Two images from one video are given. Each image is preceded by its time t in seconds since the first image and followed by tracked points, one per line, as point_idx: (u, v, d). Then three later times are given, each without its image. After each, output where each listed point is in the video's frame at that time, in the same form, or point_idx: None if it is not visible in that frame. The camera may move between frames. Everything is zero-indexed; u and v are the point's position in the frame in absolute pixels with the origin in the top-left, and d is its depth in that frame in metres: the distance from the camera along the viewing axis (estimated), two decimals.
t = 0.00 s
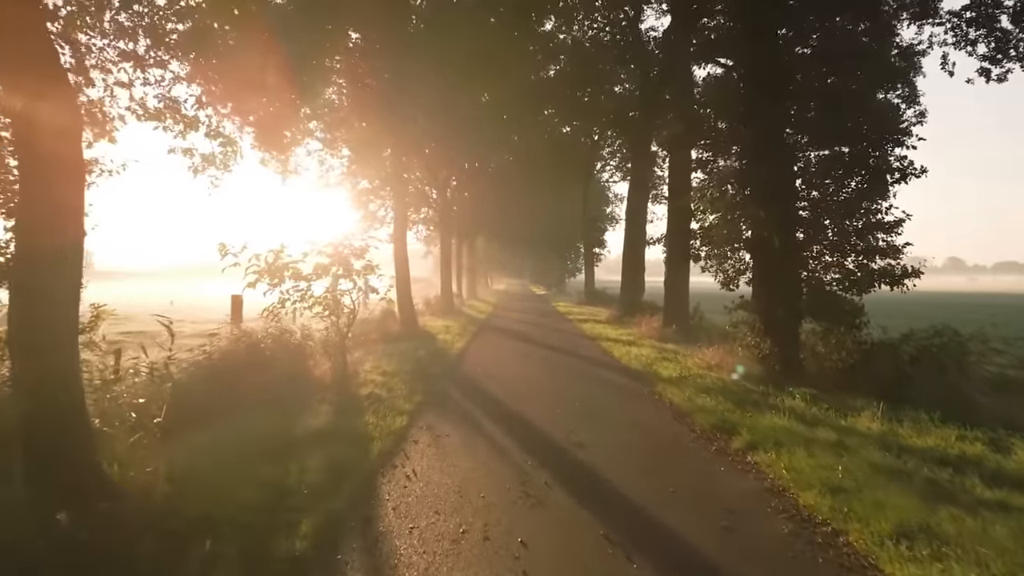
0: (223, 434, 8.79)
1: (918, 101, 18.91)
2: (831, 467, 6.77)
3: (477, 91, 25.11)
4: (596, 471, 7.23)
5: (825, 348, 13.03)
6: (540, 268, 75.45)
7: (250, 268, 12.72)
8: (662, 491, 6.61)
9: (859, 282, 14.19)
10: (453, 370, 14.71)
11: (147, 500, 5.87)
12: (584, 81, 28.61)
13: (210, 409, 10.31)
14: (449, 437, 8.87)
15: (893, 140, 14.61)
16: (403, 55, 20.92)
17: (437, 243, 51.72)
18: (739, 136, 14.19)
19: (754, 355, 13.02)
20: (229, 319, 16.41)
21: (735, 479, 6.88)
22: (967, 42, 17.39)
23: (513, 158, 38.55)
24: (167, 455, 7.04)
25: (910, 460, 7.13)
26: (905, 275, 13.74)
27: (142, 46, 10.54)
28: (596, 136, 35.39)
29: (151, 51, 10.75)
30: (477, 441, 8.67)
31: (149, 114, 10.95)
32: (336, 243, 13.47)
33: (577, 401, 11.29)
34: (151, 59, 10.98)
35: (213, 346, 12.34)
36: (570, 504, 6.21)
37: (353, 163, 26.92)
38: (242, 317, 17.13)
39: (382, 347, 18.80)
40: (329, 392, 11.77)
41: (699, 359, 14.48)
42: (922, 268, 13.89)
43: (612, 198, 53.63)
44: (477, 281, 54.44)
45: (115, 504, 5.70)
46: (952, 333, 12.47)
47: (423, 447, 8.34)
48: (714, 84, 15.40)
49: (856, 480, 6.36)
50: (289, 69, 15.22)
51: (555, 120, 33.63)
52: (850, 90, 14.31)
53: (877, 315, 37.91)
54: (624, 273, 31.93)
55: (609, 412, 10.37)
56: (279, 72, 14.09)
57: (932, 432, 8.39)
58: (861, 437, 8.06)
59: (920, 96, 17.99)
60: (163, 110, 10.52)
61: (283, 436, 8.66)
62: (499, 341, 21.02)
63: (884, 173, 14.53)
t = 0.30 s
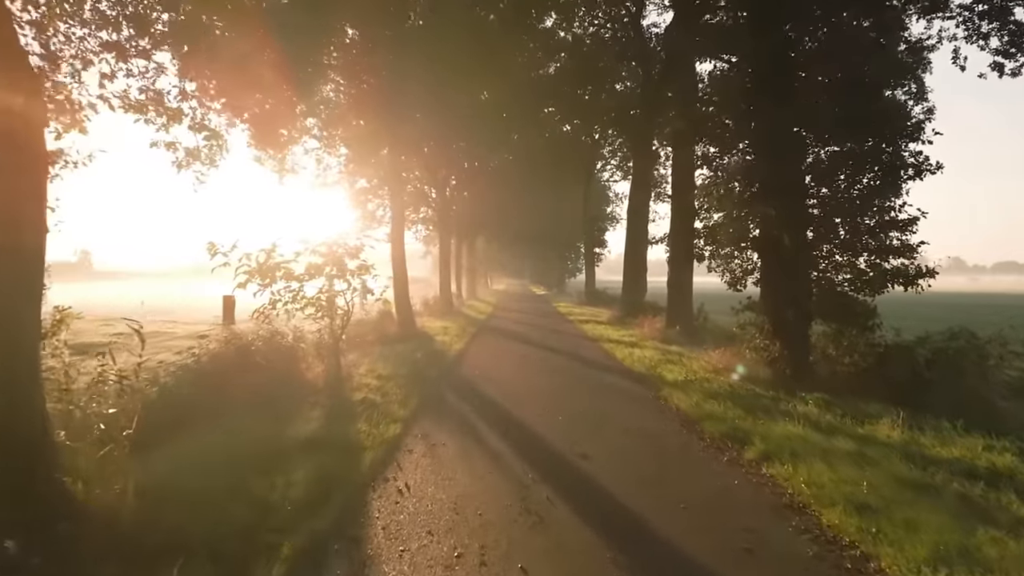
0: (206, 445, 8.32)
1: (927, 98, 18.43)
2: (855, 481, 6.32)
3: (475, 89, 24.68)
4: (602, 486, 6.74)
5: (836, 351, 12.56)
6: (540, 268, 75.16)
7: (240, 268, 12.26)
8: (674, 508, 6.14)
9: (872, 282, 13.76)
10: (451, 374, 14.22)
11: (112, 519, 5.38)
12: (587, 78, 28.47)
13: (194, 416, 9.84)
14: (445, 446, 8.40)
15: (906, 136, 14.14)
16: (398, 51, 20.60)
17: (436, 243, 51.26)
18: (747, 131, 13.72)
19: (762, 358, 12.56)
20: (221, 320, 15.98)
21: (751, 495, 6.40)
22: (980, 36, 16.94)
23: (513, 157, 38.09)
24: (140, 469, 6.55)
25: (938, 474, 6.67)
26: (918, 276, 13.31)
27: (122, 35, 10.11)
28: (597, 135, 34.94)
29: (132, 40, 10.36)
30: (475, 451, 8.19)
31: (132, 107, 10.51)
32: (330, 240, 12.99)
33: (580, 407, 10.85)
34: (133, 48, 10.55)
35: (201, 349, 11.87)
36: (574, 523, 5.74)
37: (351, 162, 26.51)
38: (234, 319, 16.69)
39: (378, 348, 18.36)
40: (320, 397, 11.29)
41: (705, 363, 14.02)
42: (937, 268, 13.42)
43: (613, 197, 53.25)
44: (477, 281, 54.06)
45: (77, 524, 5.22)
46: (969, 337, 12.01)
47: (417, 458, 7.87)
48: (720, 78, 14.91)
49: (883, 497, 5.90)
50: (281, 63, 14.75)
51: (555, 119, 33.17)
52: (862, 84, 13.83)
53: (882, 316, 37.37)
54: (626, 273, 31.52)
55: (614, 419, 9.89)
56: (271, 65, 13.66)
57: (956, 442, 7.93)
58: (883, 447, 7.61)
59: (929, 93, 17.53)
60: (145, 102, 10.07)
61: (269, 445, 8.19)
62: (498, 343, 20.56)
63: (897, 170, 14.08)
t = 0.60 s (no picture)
0: (188, 453, 7.85)
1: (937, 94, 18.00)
2: (882, 497, 5.90)
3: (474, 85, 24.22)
4: (608, 501, 6.26)
5: (847, 354, 12.09)
6: (540, 268, 74.70)
7: (229, 268, 11.79)
8: (685, 526, 5.67)
9: (885, 282, 13.06)
10: (448, 377, 13.73)
11: (74, 544, 4.90)
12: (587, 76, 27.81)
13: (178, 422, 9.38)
14: (440, 456, 7.93)
15: (921, 131, 13.65)
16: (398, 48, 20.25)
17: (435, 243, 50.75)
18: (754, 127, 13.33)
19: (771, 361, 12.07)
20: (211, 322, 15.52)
21: (770, 512, 5.93)
22: (993, 29, 16.47)
23: (513, 156, 37.61)
24: (111, 484, 6.09)
25: (968, 488, 6.24)
26: (934, 276, 12.74)
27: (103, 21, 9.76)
28: (598, 133, 34.48)
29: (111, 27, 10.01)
30: (472, 461, 7.72)
31: (112, 97, 10.08)
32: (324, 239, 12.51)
33: (582, 412, 10.35)
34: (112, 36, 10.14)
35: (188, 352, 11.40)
36: (578, 545, 5.27)
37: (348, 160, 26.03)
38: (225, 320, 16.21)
39: (374, 350, 17.88)
40: (312, 402, 10.82)
41: (712, 365, 13.55)
42: (952, 268, 12.90)
43: (614, 197, 52.81)
44: (476, 281, 53.59)
45: (30, 550, 4.74)
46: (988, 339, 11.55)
47: (410, 469, 7.40)
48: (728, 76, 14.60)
49: (915, 517, 5.47)
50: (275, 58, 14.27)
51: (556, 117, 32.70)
52: (874, 79, 13.46)
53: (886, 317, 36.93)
54: (627, 274, 30.92)
55: (618, 425, 9.42)
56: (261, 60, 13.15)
57: (984, 453, 7.48)
58: (909, 459, 7.12)
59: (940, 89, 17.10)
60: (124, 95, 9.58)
61: (254, 455, 7.72)
62: (498, 345, 20.10)
63: (912, 167, 13.56)
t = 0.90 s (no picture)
0: (166, 465, 7.38)
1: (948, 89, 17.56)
2: (917, 520, 5.43)
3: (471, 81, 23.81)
4: (615, 521, 5.75)
5: (862, 358, 11.63)
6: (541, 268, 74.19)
7: (217, 268, 11.39)
8: (701, 548, 5.20)
9: (901, 283, 12.83)
10: (445, 381, 13.23)
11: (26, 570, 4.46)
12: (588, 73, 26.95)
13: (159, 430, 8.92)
14: (436, 468, 7.45)
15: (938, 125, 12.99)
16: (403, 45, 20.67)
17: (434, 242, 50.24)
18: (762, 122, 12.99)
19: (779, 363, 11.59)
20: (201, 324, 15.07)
21: (793, 532, 5.46)
22: (1009, 22, 15.94)
23: (513, 156, 37.11)
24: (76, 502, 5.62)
25: (1006, 507, 5.78)
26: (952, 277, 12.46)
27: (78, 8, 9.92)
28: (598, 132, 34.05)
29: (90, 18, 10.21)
30: (469, 474, 7.22)
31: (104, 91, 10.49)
32: (317, 235, 12.07)
33: (586, 419, 9.85)
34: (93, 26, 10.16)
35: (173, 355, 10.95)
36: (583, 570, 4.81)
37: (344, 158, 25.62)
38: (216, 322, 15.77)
39: (370, 352, 17.42)
40: (301, 408, 10.33)
41: (719, 368, 13.06)
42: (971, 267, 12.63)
43: (615, 197, 52.37)
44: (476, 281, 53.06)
45: None
46: (1008, 343, 11.09)
47: (403, 483, 6.94)
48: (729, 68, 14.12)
49: (956, 543, 5.00)
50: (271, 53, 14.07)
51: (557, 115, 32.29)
52: (892, 71, 12.81)
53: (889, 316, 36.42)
54: (628, 274, 30.38)
55: (624, 434, 8.94)
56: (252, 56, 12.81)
57: (1015, 467, 7.04)
58: (938, 473, 6.69)
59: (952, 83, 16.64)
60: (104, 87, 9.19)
61: (236, 467, 7.26)
62: (497, 347, 19.64)
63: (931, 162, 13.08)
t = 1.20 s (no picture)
0: (139, 484, 6.87)
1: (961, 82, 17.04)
2: (958, 546, 4.94)
3: (468, 76, 23.49)
4: (623, 545, 5.26)
5: (876, 361, 11.22)
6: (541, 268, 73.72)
7: (203, 267, 10.97)
8: None
9: (917, 282, 12.33)
10: (443, 385, 12.73)
11: None
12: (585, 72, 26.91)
13: (139, 441, 8.48)
14: (431, 481, 6.97)
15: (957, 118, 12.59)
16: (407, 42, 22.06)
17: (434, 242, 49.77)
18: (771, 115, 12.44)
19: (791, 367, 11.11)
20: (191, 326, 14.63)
21: (820, 559, 4.97)
22: None
23: (512, 155, 36.62)
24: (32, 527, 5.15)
25: None
26: (969, 276, 12.13)
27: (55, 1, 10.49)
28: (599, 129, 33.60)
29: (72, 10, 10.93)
30: (466, 489, 6.72)
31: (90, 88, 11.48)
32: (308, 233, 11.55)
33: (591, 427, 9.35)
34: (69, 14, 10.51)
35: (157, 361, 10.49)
36: None
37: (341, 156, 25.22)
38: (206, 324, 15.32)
39: (367, 354, 16.98)
40: (291, 415, 9.84)
41: (728, 372, 12.57)
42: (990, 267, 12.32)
43: (616, 195, 51.96)
44: (476, 281, 52.55)
45: None
46: None
47: (395, 499, 6.45)
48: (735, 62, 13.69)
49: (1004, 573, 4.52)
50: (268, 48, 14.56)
51: (557, 113, 31.88)
52: (909, 61, 12.20)
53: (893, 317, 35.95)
54: (630, 274, 29.85)
55: (631, 444, 8.47)
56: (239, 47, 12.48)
57: None
58: (970, 488, 6.23)
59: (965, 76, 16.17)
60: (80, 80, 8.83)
61: (215, 484, 6.79)
62: (497, 348, 19.18)
63: (948, 157, 12.56)
